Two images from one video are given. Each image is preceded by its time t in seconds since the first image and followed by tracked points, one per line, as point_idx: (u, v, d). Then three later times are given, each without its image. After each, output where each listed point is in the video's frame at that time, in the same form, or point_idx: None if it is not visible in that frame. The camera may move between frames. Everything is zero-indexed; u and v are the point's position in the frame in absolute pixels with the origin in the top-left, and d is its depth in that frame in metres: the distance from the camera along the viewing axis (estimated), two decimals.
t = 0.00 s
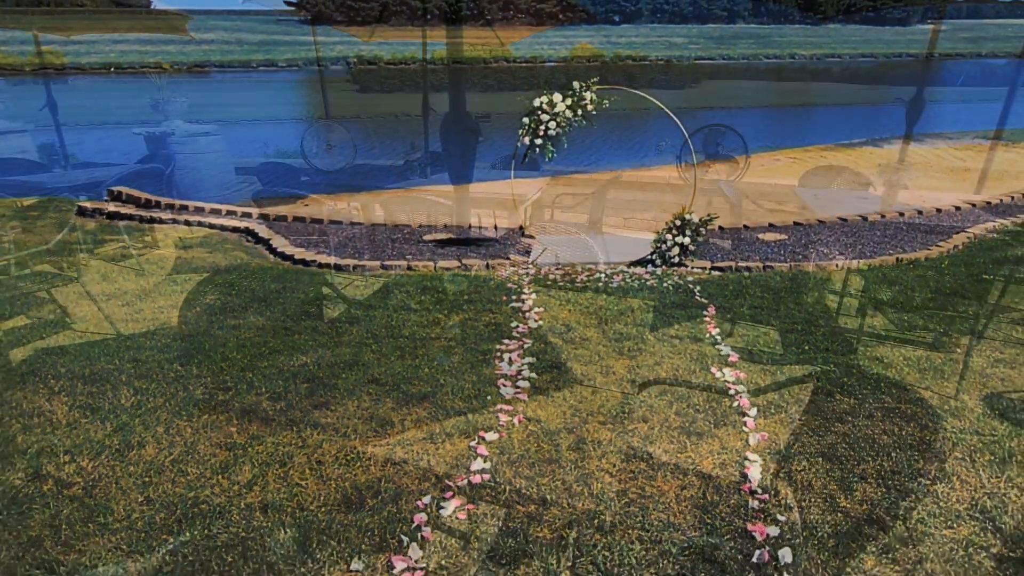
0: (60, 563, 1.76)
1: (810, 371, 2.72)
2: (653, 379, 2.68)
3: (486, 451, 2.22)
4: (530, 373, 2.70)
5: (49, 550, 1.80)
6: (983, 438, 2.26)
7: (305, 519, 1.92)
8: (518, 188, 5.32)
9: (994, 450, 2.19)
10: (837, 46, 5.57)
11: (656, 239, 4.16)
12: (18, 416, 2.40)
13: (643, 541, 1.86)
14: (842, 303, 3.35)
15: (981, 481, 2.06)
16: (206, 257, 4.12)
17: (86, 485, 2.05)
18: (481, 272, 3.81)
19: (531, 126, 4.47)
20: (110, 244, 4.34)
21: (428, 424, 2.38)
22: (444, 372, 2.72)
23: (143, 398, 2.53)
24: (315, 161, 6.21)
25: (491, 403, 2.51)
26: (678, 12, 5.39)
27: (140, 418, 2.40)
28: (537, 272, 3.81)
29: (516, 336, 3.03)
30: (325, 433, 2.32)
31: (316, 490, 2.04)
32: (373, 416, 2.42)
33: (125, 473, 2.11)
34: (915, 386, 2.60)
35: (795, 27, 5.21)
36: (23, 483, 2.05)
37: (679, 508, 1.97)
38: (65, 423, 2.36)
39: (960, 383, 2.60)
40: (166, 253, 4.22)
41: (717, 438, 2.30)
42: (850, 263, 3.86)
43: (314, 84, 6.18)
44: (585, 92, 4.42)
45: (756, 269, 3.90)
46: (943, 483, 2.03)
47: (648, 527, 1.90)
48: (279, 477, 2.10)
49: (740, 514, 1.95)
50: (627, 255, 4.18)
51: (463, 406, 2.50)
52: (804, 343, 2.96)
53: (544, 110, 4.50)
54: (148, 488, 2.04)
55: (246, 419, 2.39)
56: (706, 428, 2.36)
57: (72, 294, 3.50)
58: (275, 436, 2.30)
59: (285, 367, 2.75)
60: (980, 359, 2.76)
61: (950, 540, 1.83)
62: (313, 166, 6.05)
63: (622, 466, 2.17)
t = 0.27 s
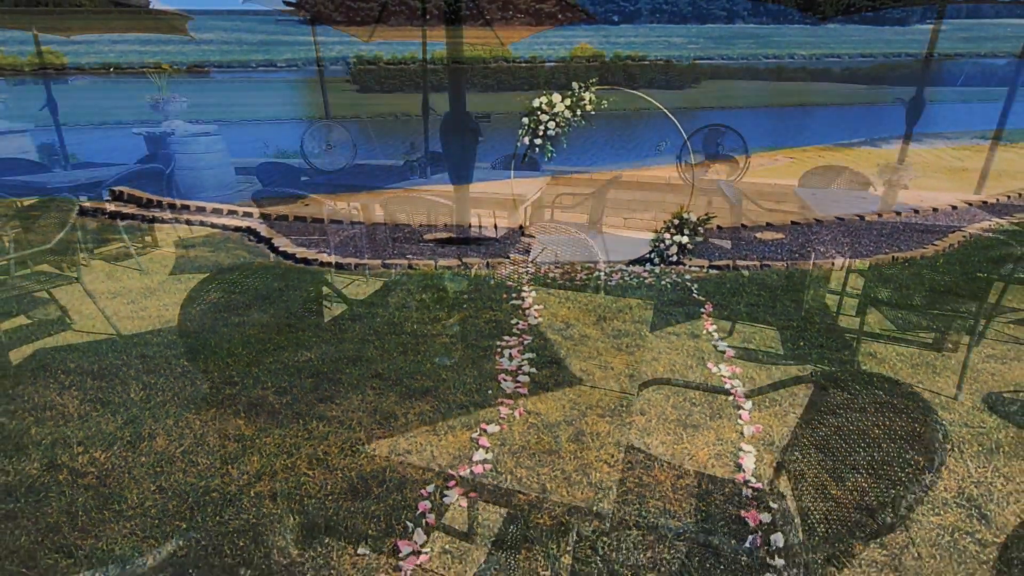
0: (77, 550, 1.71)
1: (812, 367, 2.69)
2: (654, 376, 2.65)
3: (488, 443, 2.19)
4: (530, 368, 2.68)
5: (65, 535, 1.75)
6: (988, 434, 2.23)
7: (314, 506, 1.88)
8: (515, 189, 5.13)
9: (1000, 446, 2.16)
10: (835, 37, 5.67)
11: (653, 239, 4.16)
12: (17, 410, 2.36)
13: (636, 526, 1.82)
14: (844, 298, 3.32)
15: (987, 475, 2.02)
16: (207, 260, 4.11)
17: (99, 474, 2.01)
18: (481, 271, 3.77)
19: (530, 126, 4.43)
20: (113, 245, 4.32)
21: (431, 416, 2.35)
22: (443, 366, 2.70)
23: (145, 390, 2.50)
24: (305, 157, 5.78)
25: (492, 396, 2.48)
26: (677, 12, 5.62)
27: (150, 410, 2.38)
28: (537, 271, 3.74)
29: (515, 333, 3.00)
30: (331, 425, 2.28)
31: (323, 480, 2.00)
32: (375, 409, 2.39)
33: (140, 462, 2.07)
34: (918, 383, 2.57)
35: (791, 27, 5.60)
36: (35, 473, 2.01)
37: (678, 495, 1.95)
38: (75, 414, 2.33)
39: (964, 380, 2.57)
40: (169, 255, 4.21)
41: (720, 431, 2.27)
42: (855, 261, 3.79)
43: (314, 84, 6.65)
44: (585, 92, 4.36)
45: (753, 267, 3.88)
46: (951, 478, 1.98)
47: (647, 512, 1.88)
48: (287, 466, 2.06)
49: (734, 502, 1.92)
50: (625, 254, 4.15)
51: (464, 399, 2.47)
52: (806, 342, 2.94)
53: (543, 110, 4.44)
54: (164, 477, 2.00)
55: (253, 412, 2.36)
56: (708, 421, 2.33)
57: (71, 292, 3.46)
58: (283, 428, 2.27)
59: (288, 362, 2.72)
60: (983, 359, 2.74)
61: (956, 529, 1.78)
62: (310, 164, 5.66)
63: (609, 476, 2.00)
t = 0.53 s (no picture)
0: (95, 533, 1.70)
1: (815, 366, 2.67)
2: (655, 375, 2.62)
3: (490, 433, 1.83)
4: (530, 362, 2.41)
5: (84, 518, 1.74)
6: (990, 433, 2.22)
7: (325, 488, 1.86)
8: (514, 187, 4.98)
9: (1002, 445, 2.15)
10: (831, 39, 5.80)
11: (650, 239, 4.18)
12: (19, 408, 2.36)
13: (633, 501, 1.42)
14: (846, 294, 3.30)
15: (991, 472, 2.01)
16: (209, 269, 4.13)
17: (113, 460, 1.99)
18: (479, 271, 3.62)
19: (529, 127, 4.40)
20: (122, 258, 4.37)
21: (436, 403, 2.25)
22: (442, 363, 2.54)
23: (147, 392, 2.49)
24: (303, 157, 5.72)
25: (493, 389, 2.22)
26: (673, 13, 5.73)
27: (161, 401, 2.38)
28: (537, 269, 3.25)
29: (517, 328, 2.84)
30: (338, 416, 2.27)
31: (333, 466, 1.97)
32: (381, 400, 2.36)
33: (154, 450, 2.06)
34: (920, 383, 2.56)
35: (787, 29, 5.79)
36: (46, 463, 2.00)
37: (684, 473, 1.63)
38: (89, 406, 2.34)
39: (962, 378, 2.58)
40: (173, 265, 4.24)
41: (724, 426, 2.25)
42: (862, 258, 3.70)
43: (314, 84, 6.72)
44: (584, 93, 4.32)
45: (751, 267, 3.93)
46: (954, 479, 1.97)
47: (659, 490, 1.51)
48: (298, 454, 2.01)
49: (729, 489, 1.62)
50: (626, 254, 4.14)
51: (466, 391, 2.29)
52: (807, 342, 2.93)
53: (541, 111, 4.39)
54: (180, 464, 1.99)
55: (263, 402, 2.30)
56: (711, 416, 2.30)
57: (73, 301, 3.48)
58: (292, 418, 2.23)
59: (293, 356, 2.69)
60: (984, 361, 2.73)
61: (960, 526, 1.77)
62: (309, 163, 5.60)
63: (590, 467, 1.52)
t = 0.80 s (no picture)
0: (112, 520, 1.78)
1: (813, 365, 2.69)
2: (651, 374, 2.64)
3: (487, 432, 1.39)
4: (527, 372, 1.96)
5: (104, 502, 1.85)
6: (986, 433, 2.22)
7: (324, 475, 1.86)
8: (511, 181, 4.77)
9: (997, 445, 2.15)
10: (828, 39, 5.22)
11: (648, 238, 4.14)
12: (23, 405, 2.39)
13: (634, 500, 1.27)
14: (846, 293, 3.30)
15: (984, 473, 2.01)
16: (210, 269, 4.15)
17: (128, 449, 2.11)
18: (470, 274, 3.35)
19: (527, 126, 4.34)
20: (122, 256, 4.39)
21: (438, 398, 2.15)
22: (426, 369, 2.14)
23: (150, 392, 2.52)
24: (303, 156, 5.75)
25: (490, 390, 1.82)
26: (669, 14, 5.27)
27: (170, 396, 2.46)
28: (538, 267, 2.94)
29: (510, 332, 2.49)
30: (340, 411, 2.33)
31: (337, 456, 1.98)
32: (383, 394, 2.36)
33: (168, 440, 2.17)
34: (916, 382, 2.56)
35: (783, 29, 5.25)
36: (55, 457, 2.07)
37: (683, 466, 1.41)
38: (100, 398, 2.44)
39: (963, 376, 2.57)
40: (173, 264, 4.27)
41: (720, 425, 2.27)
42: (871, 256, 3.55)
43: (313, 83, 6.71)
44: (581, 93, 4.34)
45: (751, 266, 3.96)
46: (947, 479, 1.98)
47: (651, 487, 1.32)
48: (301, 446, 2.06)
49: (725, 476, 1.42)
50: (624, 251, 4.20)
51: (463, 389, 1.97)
52: (804, 342, 2.94)
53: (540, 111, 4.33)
54: (189, 456, 2.08)
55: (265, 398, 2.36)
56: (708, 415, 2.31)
57: (75, 300, 3.50)
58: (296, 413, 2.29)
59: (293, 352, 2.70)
60: (982, 361, 2.73)
61: (954, 526, 1.78)
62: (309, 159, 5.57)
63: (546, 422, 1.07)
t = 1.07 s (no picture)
0: (124, 516, 1.83)
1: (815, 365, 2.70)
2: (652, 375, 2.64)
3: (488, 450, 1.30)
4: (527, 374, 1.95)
5: (118, 491, 1.93)
6: (989, 433, 2.21)
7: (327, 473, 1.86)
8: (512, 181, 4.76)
9: (1000, 446, 2.14)
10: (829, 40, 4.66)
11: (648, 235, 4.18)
12: (25, 406, 2.40)
13: (634, 503, 1.26)
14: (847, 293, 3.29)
15: (987, 473, 2.00)
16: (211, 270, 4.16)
17: (137, 447, 2.16)
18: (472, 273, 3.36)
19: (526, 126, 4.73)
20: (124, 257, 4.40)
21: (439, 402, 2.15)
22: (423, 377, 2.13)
23: (153, 392, 2.53)
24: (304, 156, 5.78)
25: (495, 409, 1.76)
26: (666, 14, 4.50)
27: (180, 390, 2.54)
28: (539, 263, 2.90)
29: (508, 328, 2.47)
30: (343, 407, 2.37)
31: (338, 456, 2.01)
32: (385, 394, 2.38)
33: (177, 438, 2.22)
34: (918, 383, 2.56)
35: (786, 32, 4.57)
36: (62, 456, 2.09)
37: (686, 468, 1.40)
38: (112, 392, 2.51)
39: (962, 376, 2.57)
40: (176, 265, 4.28)
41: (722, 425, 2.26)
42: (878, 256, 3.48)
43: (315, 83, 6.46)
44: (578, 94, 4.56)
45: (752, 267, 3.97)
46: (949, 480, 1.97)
47: (652, 492, 1.30)
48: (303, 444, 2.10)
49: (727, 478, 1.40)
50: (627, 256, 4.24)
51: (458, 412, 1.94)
52: (805, 342, 2.94)
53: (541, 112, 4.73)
54: (198, 454, 2.12)
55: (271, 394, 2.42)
56: (709, 416, 2.31)
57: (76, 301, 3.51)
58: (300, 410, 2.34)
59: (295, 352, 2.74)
60: (984, 361, 2.71)
61: (956, 527, 1.77)
62: (310, 160, 5.59)
63: (549, 420, 1.05)
